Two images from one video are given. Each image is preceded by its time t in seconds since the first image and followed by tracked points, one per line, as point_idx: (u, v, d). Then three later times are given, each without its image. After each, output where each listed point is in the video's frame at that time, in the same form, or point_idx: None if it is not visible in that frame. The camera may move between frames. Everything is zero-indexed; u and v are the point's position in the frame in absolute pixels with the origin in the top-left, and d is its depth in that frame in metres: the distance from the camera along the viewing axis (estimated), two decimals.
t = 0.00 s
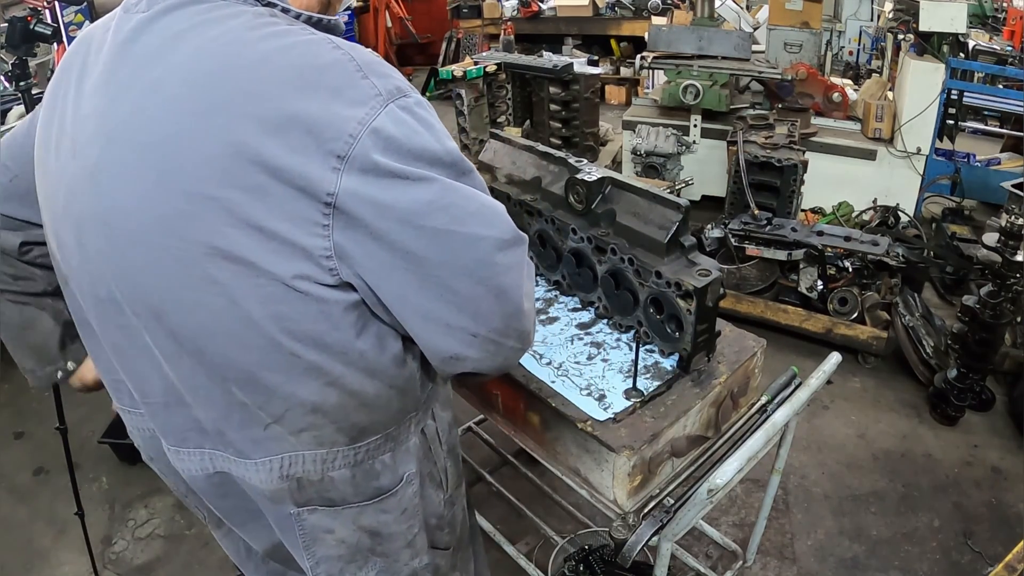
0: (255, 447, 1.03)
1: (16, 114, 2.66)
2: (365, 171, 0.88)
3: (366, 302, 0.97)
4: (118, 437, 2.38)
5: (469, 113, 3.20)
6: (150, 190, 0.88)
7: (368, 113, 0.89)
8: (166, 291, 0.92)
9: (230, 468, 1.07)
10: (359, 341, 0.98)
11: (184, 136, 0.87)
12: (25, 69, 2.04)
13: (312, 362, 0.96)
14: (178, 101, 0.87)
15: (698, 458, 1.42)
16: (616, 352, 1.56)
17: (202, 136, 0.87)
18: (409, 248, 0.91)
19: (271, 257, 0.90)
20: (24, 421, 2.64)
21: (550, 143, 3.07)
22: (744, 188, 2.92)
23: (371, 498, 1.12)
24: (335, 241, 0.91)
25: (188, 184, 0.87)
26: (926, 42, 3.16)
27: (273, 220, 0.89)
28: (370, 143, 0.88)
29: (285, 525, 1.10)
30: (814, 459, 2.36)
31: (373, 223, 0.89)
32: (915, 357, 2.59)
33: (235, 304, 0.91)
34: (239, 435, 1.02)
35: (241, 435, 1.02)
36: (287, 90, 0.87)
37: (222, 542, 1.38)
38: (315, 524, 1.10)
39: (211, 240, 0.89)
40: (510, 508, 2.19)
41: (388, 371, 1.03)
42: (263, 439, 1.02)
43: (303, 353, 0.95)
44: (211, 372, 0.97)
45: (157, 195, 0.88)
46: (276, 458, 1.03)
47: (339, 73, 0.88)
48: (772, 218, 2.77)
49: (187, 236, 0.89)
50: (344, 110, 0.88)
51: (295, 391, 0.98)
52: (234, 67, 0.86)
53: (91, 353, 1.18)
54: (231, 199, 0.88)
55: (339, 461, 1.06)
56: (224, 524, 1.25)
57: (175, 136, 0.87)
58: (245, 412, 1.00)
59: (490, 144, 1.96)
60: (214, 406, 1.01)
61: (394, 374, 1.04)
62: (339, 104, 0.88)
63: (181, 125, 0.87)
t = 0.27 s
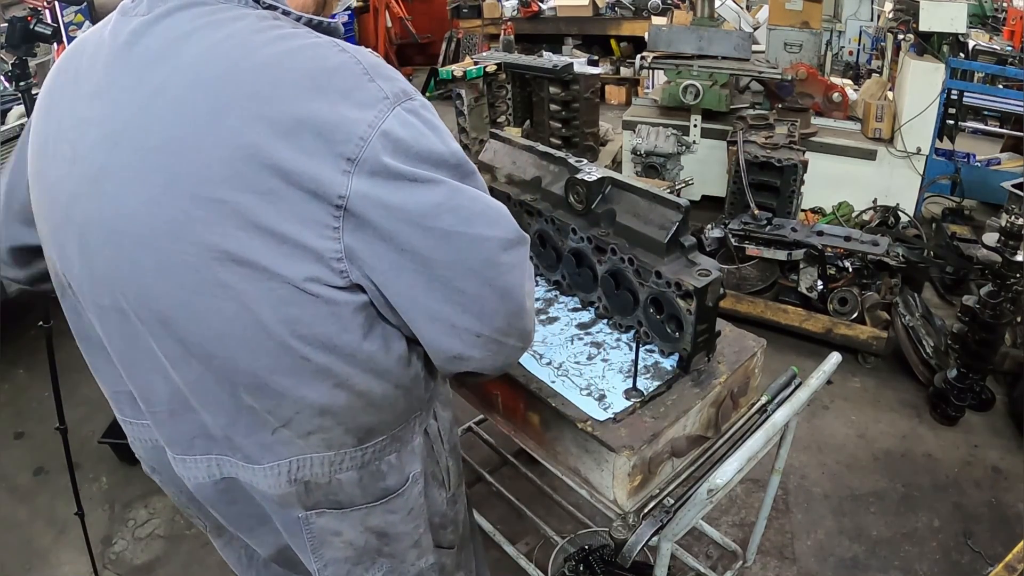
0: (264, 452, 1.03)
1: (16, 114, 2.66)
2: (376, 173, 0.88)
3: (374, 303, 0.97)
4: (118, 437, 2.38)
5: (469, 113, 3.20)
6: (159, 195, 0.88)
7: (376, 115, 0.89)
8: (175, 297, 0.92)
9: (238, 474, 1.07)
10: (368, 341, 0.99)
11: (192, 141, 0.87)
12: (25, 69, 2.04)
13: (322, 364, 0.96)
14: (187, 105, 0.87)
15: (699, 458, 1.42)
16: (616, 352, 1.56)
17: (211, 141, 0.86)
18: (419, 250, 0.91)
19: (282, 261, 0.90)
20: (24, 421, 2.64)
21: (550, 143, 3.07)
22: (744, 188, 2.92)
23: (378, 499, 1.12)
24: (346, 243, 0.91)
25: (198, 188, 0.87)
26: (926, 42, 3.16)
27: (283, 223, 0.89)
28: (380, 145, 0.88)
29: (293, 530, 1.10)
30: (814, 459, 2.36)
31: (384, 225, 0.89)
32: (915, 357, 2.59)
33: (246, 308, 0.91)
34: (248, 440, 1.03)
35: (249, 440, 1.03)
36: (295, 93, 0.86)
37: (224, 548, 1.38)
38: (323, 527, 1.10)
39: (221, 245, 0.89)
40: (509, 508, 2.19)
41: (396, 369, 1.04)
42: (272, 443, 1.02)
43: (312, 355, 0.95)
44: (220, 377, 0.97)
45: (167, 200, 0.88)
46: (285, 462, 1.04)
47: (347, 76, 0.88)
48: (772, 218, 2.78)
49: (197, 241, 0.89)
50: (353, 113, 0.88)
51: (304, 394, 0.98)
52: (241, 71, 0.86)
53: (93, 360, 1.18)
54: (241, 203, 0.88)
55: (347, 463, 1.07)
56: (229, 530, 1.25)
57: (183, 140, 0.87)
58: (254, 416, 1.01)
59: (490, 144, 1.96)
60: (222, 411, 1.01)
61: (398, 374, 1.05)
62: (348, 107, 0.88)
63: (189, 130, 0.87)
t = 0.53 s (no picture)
0: (257, 457, 1.03)
1: (16, 114, 2.66)
2: (362, 173, 0.89)
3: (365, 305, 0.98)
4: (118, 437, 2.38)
5: (469, 114, 3.32)
6: (147, 200, 0.88)
7: (362, 114, 0.89)
8: (167, 303, 0.91)
9: (232, 481, 1.07)
10: (360, 344, 0.99)
11: (179, 145, 0.87)
12: (25, 69, 2.04)
13: (314, 368, 0.97)
14: (175, 110, 0.86)
15: (699, 458, 1.42)
16: (616, 352, 1.56)
17: (199, 145, 0.86)
18: (407, 249, 0.92)
19: (271, 264, 0.90)
20: (24, 421, 2.64)
21: (550, 143, 3.07)
22: (744, 187, 2.92)
23: (373, 501, 1.13)
24: (333, 243, 0.91)
25: (187, 193, 0.87)
26: (926, 42, 3.16)
27: (271, 225, 0.89)
28: (366, 144, 0.89)
29: (290, 535, 1.10)
30: (814, 459, 2.36)
31: (371, 225, 0.90)
32: (915, 357, 2.59)
33: (238, 313, 0.91)
34: (242, 446, 1.03)
35: (243, 446, 1.03)
36: (281, 94, 0.87)
37: (223, 557, 1.38)
38: (320, 532, 1.10)
39: (212, 249, 0.89)
40: (509, 508, 2.19)
41: (391, 371, 1.06)
42: (266, 448, 1.03)
43: (304, 358, 0.96)
44: (213, 383, 0.97)
45: (156, 206, 0.88)
46: (279, 467, 1.04)
47: (333, 75, 0.89)
48: (772, 218, 2.78)
49: (187, 246, 0.89)
50: (339, 112, 0.88)
51: (298, 397, 0.99)
52: (229, 75, 0.86)
53: (88, 370, 1.18)
54: (228, 206, 0.88)
55: (340, 465, 1.07)
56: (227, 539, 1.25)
57: (170, 145, 0.87)
58: (247, 421, 1.01)
59: (490, 144, 1.96)
60: (216, 417, 1.01)
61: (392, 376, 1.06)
62: (333, 107, 0.88)
63: (176, 134, 0.86)
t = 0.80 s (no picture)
0: (234, 461, 1.04)
1: (16, 114, 2.66)
2: (324, 179, 0.87)
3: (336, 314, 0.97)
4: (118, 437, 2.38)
5: (469, 114, 3.42)
6: (114, 206, 0.88)
7: (328, 119, 0.88)
8: (136, 307, 0.92)
9: (211, 482, 1.08)
10: (332, 352, 0.98)
11: (144, 151, 0.87)
12: (25, 69, 2.04)
13: (285, 375, 0.97)
14: (141, 116, 0.87)
15: (698, 457, 1.42)
16: (616, 352, 1.56)
17: (164, 151, 0.86)
18: (374, 257, 0.90)
19: (234, 271, 0.90)
20: (24, 421, 2.64)
21: (550, 143, 3.07)
22: (744, 188, 2.92)
23: (356, 506, 1.13)
24: (296, 251, 0.90)
25: (150, 200, 0.87)
26: (926, 42, 3.16)
27: (234, 233, 0.89)
28: (328, 150, 0.87)
29: (271, 536, 1.12)
30: (814, 459, 2.36)
31: (335, 232, 0.88)
32: (915, 357, 2.59)
33: (203, 319, 0.92)
34: (218, 449, 1.04)
35: (220, 448, 1.04)
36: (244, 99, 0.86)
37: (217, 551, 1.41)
38: (300, 535, 1.11)
39: (176, 256, 0.89)
40: (509, 508, 2.19)
41: (367, 380, 1.04)
42: (242, 452, 1.03)
43: (274, 365, 0.96)
44: (185, 386, 0.98)
45: (122, 212, 0.88)
46: (257, 470, 1.04)
47: (298, 78, 0.88)
48: (772, 218, 2.78)
49: (153, 252, 0.89)
50: (302, 117, 0.87)
51: (271, 403, 0.99)
52: (192, 81, 0.86)
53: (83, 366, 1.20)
54: (192, 213, 0.88)
55: (320, 470, 1.07)
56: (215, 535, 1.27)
57: (136, 151, 0.87)
58: (222, 425, 1.02)
59: (490, 144, 1.96)
60: (190, 420, 1.02)
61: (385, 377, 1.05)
62: (297, 111, 0.87)
63: (142, 141, 0.87)
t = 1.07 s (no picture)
0: (206, 463, 1.05)
1: (17, 114, 2.66)
2: (278, 190, 0.86)
3: (298, 326, 0.95)
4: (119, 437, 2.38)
5: (469, 114, 3.45)
6: (81, 212, 0.90)
7: (285, 127, 0.87)
8: (103, 311, 0.94)
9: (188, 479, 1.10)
10: (295, 365, 0.97)
11: (108, 160, 0.88)
12: (25, 69, 2.04)
13: (246, 384, 0.96)
14: (106, 125, 0.88)
15: (698, 458, 1.43)
16: (616, 352, 1.56)
17: (125, 160, 0.87)
18: (333, 268, 0.89)
19: (190, 281, 0.90)
20: (24, 421, 2.64)
21: (550, 143, 3.06)
22: (744, 188, 2.92)
23: (332, 514, 1.12)
24: (252, 263, 0.89)
25: (112, 207, 0.89)
26: (926, 42, 3.15)
27: (189, 242, 0.89)
28: (282, 161, 0.86)
29: (246, 535, 1.13)
30: (814, 459, 2.36)
31: (290, 244, 0.87)
32: (915, 357, 2.59)
33: (162, 327, 0.92)
34: (190, 450, 1.05)
35: (191, 450, 1.05)
36: (201, 108, 0.86)
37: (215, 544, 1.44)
38: (275, 537, 1.12)
39: (135, 264, 0.90)
40: (509, 508, 2.19)
41: (336, 394, 1.02)
42: (212, 454, 1.04)
43: (234, 374, 0.96)
44: (153, 389, 0.99)
45: (87, 219, 0.90)
46: (228, 473, 1.05)
47: (258, 87, 0.87)
48: (772, 218, 2.78)
49: (115, 259, 0.90)
50: (259, 126, 0.86)
51: (234, 410, 0.99)
52: (155, 91, 0.87)
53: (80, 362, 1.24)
54: (149, 222, 0.88)
55: (293, 477, 1.07)
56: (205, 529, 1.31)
57: (100, 159, 0.88)
58: (191, 428, 1.02)
59: (490, 144, 1.96)
60: (162, 421, 1.03)
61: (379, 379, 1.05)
62: (254, 120, 0.86)
63: (106, 149, 0.88)
